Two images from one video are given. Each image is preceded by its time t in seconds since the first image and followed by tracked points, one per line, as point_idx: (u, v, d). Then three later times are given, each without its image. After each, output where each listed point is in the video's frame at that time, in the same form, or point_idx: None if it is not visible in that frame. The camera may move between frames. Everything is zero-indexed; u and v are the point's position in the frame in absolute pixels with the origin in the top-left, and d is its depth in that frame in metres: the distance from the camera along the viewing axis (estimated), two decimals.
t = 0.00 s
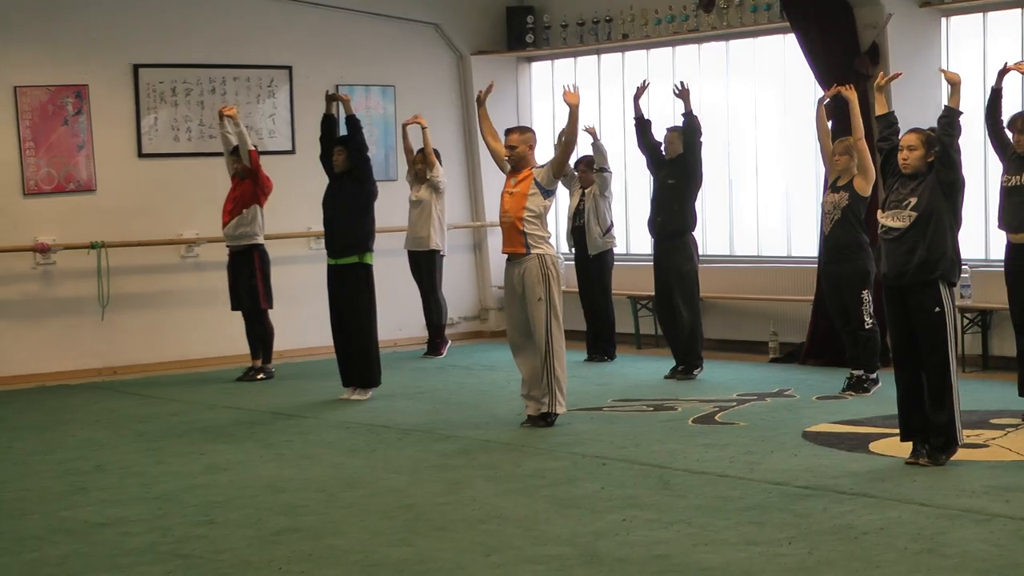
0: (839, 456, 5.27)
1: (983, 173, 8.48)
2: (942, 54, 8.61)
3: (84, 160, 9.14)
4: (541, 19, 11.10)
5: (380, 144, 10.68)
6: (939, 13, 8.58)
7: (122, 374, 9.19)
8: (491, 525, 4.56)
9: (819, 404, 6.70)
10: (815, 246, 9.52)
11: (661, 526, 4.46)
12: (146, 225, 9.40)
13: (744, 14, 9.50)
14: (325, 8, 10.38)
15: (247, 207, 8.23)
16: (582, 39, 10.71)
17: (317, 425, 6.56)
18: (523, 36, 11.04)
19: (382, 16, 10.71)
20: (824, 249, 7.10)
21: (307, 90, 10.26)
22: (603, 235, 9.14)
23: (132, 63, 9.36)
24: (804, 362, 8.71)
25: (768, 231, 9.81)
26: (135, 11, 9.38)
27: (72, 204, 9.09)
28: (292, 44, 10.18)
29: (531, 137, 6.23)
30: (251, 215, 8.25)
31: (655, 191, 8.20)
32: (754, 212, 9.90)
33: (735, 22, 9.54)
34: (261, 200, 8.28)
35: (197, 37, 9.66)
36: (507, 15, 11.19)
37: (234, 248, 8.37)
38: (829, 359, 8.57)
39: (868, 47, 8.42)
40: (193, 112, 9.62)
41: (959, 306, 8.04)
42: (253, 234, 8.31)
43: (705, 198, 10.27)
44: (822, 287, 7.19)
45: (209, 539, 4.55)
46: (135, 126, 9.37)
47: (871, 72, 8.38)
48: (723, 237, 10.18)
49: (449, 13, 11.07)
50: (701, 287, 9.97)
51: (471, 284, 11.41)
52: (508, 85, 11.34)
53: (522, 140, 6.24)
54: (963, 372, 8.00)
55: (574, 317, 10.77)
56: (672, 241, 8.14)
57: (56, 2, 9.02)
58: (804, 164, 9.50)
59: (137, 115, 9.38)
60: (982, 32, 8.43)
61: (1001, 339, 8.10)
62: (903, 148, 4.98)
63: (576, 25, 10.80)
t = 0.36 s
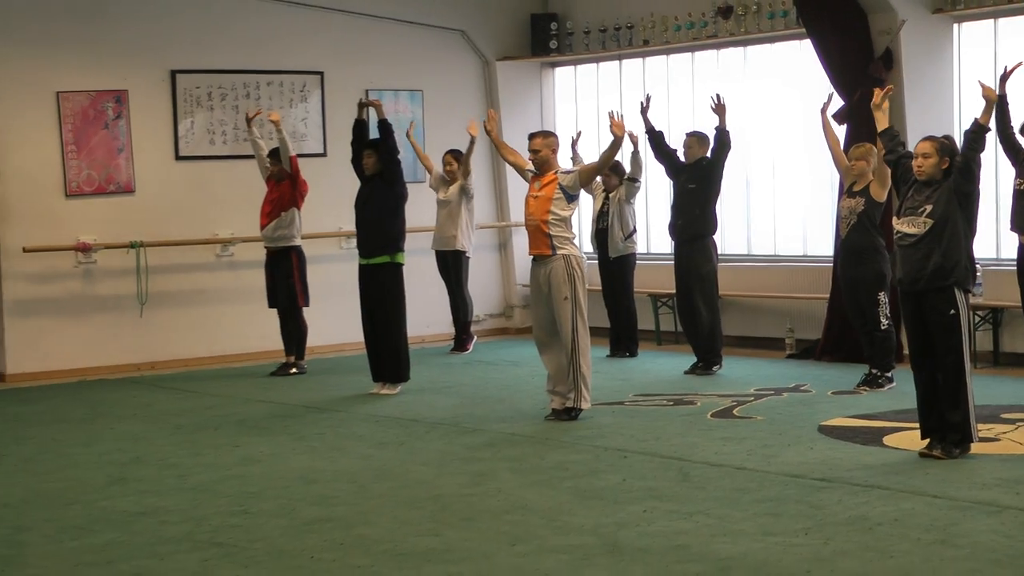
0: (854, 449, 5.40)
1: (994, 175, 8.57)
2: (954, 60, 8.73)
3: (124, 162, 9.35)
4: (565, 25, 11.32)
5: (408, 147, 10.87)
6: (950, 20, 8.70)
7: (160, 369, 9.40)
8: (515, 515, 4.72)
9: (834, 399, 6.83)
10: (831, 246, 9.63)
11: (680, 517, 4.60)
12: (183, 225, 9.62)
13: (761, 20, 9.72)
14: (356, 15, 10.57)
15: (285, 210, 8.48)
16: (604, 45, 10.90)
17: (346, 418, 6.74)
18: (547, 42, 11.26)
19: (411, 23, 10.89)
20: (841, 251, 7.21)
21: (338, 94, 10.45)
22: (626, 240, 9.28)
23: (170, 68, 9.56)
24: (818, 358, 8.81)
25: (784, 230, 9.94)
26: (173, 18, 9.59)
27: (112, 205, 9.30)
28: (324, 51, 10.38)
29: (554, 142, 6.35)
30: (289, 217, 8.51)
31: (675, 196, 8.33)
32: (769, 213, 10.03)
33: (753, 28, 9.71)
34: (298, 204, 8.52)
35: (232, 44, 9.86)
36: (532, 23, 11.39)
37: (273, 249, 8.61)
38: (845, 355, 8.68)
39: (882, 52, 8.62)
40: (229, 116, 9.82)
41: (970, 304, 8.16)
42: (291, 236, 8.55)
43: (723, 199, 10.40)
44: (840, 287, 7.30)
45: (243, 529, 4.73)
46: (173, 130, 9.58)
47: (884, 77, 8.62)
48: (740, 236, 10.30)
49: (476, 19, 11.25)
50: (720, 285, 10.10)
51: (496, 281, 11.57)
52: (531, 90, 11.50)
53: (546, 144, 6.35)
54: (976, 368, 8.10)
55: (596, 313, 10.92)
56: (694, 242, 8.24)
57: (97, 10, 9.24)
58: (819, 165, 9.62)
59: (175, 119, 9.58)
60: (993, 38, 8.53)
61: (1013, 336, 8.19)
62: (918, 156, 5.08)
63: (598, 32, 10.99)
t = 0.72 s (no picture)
0: (871, 444, 5.53)
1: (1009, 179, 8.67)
2: (968, 65, 8.86)
3: (165, 165, 9.56)
4: (590, 32, 11.51)
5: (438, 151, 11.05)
6: (965, 26, 8.83)
7: (199, 365, 9.62)
8: (542, 508, 4.87)
9: (852, 395, 6.96)
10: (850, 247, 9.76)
11: (702, 509, 4.74)
12: (220, 227, 9.84)
13: (780, 28, 9.82)
14: (388, 23, 10.75)
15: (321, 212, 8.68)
16: (627, 52, 11.07)
17: (378, 414, 6.92)
18: (572, 49, 11.43)
19: (442, 31, 11.08)
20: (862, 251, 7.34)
21: (370, 100, 10.65)
22: (650, 244, 9.42)
23: (209, 75, 9.77)
24: (836, 356, 8.94)
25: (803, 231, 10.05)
26: (211, 26, 9.79)
27: (151, 207, 9.52)
28: (357, 58, 10.57)
29: (577, 148, 6.50)
30: (325, 220, 8.72)
31: (697, 200, 8.42)
32: (787, 215, 10.15)
33: (772, 35, 9.86)
34: (334, 207, 8.73)
35: (268, 51, 10.06)
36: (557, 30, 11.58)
37: (307, 250, 8.81)
38: (863, 352, 8.80)
39: (898, 57, 8.71)
40: (264, 121, 10.03)
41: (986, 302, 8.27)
42: (326, 238, 8.75)
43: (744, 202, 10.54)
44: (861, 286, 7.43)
45: (279, 519, 4.91)
46: (211, 135, 9.79)
47: (901, 83, 8.67)
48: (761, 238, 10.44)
49: (503, 25, 11.43)
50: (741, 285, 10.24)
51: (523, 281, 11.73)
52: (557, 95, 11.74)
53: (570, 151, 6.50)
54: (994, 365, 8.20)
55: (620, 312, 11.07)
56: (716, 245, 8.35)
57: (138, 18, 9.46)
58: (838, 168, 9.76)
59: (213, 124, 9.80)
60: (1009, 44, 8.65)
61: None
62: (935, 160, 5.19)
63: (622, 39, 11.17)
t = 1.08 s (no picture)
0: (887, 435, 5.66)
1: None
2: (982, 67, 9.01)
3: (200, 165, 9.76)
4: (613, 35, 11.67)
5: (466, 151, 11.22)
6: (980, 29, 8.97)
7: (233, 359, 9.83)
8: (567, 497, 5.02)
9: (869, 388, 7.08)
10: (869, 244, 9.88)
11: (722, 499, 4.87)
12: (254, 224, 10.04)
13: (799, 30, 9.95)
14: (418, 26, 10.92)
15: (353, 213, 8.86)
16: (650, 54, 11.23)
17: (407, 406, 7.09)
18: (595, 51, 11.64)
19: (470, 34, 11.25)
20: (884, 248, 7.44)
21: (400, 101, 10.82)
22: (674, 244, 9.58)
23: (243, 77, 9.98)
24: (853, 350, 9.06)
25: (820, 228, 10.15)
26: (247, 29, 9.98)
27: (187, 205, 9.72)
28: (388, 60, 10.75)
29: (601, 152, 6.66)
30: (358, 220, 8.89)
31: (717, 201, 8.53)
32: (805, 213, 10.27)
33: (791, 37, 9.99)
34: (366, 208, 8.91)
35: (301, 54, 10.25)
36: (582, 32, 11.75)
37: (338, 248, 9.00)
38: (880, 346, 8.92)
39: (914, 60, 8.86)
40: (297, 121, 10.23)
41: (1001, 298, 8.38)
42: (357, 237, 8.93)
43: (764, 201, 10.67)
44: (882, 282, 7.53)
45: (312, 508, 5.07)
46: (245, 135, 9.99)
47: (917, 84, 8.83)
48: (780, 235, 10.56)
49: (529, 28, 11.59)
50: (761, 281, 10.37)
51: (547, 276, 11.88)
52: (581, 96, 11.90)
53: (594, 154, 6.67)
54: (1011, 360, 8.31)
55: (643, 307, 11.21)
56: (738, 243, 8.45)
57: (175, 22, 9.65)
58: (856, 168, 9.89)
59: (247, 125, 10.00)
60: None
61: None
62: (954, 159, 5.30)
63: (645, 41, 11.32)
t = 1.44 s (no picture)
0: (904, 428, 5.72)
1: None
2: (1000, 65, 9.03)
3: (228, 161, 9.88)
4: (633, 33, 11.74)
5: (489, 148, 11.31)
6: (996, 27, 9.00)
7: (260, 352, 9.95)
8: (588, 488, 5.11)
9: (887, 381, 7.13)
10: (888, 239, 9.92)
11: (741, 491, 4.95)
12: (279, 220, 10.16)
13: (818, 28, 9.99)
14: (441, 24, 11.01)
15: (378, 211, 8.98)
16: (670, 52, 11.30)
17: (431, 398, 7.19)
18: (616, 49, 11.71)
19: (492, 32, 11.34)
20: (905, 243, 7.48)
21: (423, 100, 10.92)
22: (696, 241, 9.69)
23: (270, 76, 10.10)
24: (870, 344, 9.12)
25: (838, 223, 10.17)
26: (273, 28, 10.10)
27: (215, 201, 9.85)
28: (412, 58, 10.85)
29: (624, 150, 6.72)
30: (383, 218, 9.01)
31: (736, 197, 8.61)
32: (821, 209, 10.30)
33: (809, 35, 10.05)
34: (390, 206, 9.03)
35: (325, 53, 10.36)
36: (603, 31, 11.83)
37: (363, 246, 9.11)
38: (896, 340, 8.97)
39: (931, 57, 8.90)
40: (323, 119, 10.34)
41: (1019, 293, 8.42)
42: (382, 236, 9.04)
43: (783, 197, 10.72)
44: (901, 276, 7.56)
45: (337, 498, 5.17)
46: (272, 132, 10.11)
47: (933, 81, 8.87)
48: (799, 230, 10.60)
49: (550, 26, 11.68)
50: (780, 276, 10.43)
51: (569, 271, 11.96)
52: (601, 94, 11.97)
53: (617, 153, 6.73)
54: None
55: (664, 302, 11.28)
56: (759, 240, 8.50)
57: (203, 21, 9.77)
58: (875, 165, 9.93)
59: (273, 122, 10.12)
60: None
61: None
62: (973, 156, 5.29)
63: (665, 39, 11.39)
